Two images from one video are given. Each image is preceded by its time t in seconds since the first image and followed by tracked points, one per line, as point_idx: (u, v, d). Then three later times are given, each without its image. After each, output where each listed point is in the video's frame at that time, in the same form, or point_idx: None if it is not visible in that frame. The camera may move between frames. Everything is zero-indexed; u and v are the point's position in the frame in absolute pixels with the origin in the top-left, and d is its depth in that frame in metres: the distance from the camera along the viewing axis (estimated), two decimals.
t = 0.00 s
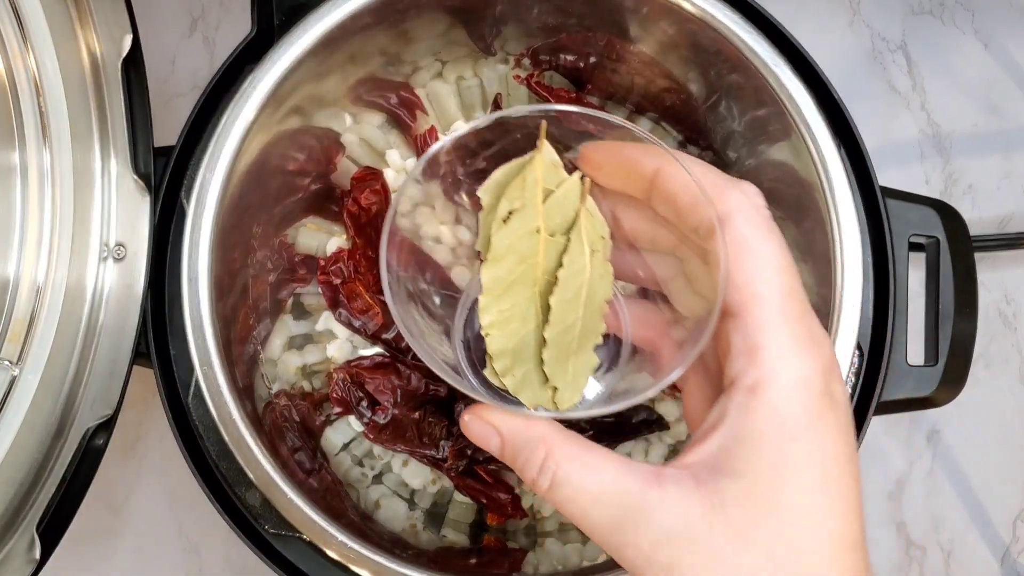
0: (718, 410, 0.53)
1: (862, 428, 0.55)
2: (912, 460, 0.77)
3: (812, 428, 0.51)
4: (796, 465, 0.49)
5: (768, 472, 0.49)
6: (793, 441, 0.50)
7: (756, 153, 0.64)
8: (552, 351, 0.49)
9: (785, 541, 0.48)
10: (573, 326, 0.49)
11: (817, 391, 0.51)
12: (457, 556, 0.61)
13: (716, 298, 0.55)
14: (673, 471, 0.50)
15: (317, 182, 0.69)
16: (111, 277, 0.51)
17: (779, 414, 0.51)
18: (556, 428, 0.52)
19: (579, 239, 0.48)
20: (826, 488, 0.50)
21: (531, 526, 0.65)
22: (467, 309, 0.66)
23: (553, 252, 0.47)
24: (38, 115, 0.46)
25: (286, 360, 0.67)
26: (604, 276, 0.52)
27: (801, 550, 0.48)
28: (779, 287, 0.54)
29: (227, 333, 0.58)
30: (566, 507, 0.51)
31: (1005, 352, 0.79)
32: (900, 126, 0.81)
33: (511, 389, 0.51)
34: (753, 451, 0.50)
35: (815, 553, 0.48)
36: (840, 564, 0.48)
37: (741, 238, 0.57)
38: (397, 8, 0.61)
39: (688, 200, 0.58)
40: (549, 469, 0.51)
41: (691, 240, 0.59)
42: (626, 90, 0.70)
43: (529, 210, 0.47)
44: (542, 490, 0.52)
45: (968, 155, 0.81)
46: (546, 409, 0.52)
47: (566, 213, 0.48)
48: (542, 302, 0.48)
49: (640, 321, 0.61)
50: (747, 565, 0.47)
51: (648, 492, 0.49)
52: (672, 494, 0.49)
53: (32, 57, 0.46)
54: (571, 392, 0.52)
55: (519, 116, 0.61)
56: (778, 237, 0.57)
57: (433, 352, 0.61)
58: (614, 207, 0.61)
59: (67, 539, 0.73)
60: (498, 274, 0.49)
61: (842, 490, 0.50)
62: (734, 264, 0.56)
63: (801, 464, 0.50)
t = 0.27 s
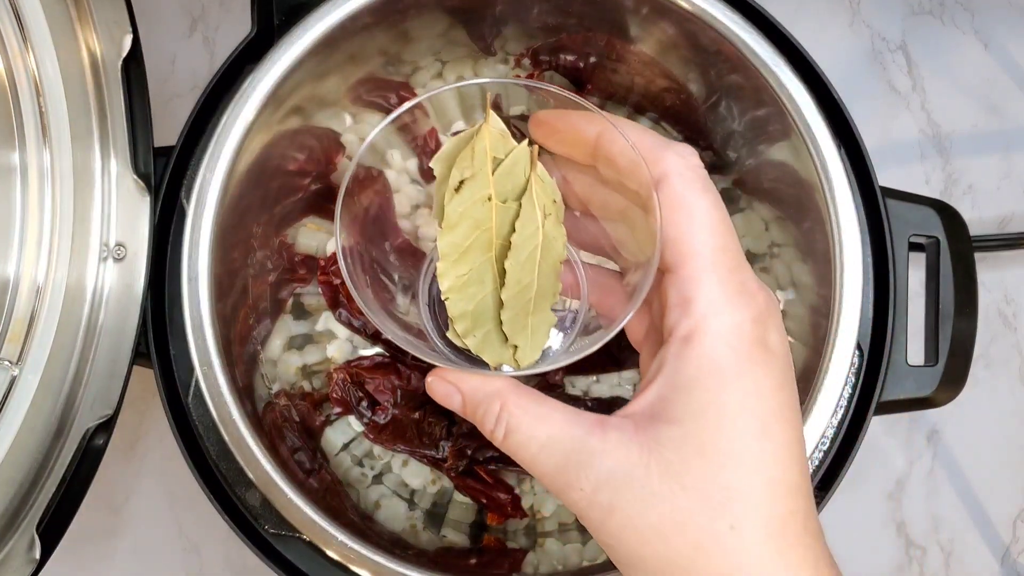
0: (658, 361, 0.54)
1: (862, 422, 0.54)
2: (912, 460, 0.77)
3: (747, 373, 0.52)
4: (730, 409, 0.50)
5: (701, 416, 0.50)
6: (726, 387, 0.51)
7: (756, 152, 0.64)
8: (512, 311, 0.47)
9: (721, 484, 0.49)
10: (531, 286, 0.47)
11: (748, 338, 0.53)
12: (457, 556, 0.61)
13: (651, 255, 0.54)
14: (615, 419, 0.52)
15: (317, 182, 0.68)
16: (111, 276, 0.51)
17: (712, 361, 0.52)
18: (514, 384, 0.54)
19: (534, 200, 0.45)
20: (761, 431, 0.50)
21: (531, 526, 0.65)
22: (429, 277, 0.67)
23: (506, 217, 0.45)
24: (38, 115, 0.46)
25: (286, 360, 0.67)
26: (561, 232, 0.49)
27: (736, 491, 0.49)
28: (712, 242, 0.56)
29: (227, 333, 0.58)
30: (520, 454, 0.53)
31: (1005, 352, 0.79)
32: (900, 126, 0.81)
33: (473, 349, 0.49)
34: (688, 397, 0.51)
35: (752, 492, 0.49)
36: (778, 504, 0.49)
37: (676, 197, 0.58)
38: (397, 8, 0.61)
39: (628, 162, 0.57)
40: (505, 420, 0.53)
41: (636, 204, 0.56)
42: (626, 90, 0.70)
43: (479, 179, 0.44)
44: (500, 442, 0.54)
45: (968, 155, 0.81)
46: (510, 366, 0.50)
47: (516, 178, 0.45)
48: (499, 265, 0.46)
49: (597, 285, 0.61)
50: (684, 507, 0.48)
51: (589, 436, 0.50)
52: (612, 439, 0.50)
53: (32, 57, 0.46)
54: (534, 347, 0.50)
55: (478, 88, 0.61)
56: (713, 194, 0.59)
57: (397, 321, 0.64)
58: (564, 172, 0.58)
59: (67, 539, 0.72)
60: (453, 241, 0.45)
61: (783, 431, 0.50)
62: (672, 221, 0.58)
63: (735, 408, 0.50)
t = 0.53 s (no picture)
0: (643, 353, 0.54)
1: (862, 425, 0.54)
2: (912, 460, 0.77)
3: (732, 366, 0.52)
4: (713, 402, 0.50)
5: (684, 409, 0.50)
6: (711, 380, 0.51)
7: (757, 152, 0.64)
8: (501, 304, 0.46)
9: (702, 476, 0.49)
10: (520, 280, 0.46)
11: (733, 332, 0.53)
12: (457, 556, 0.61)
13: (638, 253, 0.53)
14: (600, 411, 0.52)
15: (318, 182, 0.68)
16: (111, 276, 0.51)
17: (696, 355, 0.52)
18: (505, 375, 0.55)
19: (523, 195, 0.45)
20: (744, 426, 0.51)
21: (531, 526, 0.65)
22: (418, 265, 0.66)
23: (495, 212, 0.44)
24: (38, 114, 0.46)
25: (286, 360, 0.67)
26: (549, 227, 0.49)
27: (718, 483, 0.49)
28: (699, 235, 0.56)
29: (227, 333, 0.58)
30: (507, 444, 0.53)
31: (1005, 352, 0.79)
32: (900, 126, 0.81)
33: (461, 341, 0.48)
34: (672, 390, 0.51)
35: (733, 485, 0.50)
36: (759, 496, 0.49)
37: (663, 192, 0.57)
38: (397, 8, 0.61)
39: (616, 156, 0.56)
40: (493, 411, 0.53)
41: (622, 200, 0.56)
42: (626, 90, 0.70)
43: (470, 174, 0.44)
44: (488, 432, 0.54)
45: (968, 156, 0.81)
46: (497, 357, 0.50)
47: (505, 174, 0.45)
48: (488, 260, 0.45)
49: (583, 278, 0.60)
50: (667, 497, 0.49)
51: (575, 428, 0.51)
52: (597, 430, 0.50)
53: (32, 57, 0.46)
54: (521, 338, 0.50)
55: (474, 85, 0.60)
56: (699, 189, 0.58)
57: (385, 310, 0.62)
58: (552, 168, 0.59)
59: (67, 539, 0.72)
60: (443, 236, 0.44)
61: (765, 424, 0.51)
62: (659, 217, 0.57)
63: (718, 401, 0.51)
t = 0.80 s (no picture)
0: (637, 361, 0.54)
1: (861, 426, 0.54)
2: (911, 460, 0.77)
3: (725, 374, 0.52)
4: (705, 411, 0.51)
5: (676, 417, 0.50)
6: (703, 389, 0.51)
7: (756, 152, 0.64)
8: (497, 308, 0.46)
9: (692, 484, 0.49)
10: (515, 283, 0.47)
11: (725, 341, 0.53)
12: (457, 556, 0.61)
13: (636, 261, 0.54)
14: (593, 417, 0.52)
15: (317, 182, 0.68)
16: (111, 276, 0.51)
17: (689, 363, 0.52)
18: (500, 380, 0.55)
19: (520, 199, 0.45)
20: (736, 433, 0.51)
21: (531, 526, 0.65)
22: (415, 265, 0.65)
23: (492, 216, 0.44)
24: (38, 115, 0.46)
25: (286, 360, 0.67)
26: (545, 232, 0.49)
27: (708, 492, 0.49)
28: (694, 244, 0.56)
29: (227, 333, 0.58)
30: (499, 448, 0.54)
31: (1005, 352, 0.79)
32: (900, 126, 0.81)
33: (456, 343, 0.49)
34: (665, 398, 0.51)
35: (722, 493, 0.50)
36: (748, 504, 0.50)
37: (660, 202, 0.57)
38: (397, 8, 0.61)
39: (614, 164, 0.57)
40: (486, 416, 0.53)
41: (618, 207, 0.57)
42: (626, 90, 0.70)
43: (468, 178, 0.43)
44: (482, 436, 0.55)
45: (968, 156, 0.81)
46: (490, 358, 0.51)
47: (502, 178, 0.45)
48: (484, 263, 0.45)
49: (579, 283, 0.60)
50: (656, 504, 0.49)
51: (567, 434, 0.51)
52: (589, 437, 0.50)
53: (32, 57, 0.46)
54: (516, 340, 0.50)
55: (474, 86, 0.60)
56: (695, 198, 0.58)
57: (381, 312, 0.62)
58: (550, 171, 0.59)
59: (67, 539, 0.72)
60: (439, 240, 0.43)
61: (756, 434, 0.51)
62: (653, 225, 0.57)
63: (711, 410, 0.51)
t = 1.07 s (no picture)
0: (647, 358, 0.54)
1: (861, 426, 0.54)
2: (911, 460, 0.77)
3: (736, 372, 0.52)
4: (716, 409, 0.50)
5: (687, 414, 0.50)
6: (714, 387, 0.51)
7: (757, 152, 0.64)
8: (505, 303, 0.46)
9: (702, 482, 0.49)
10: (525, 279, 0.46)
11: (737, 340, 0.53)
12: (457, 556, 0.61)
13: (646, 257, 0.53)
14: (603, 414, 0.52)
15: (317, 182, 0.68)
16: (111, 277, 0.51)
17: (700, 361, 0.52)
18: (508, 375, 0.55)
19: (531, 195, 0.45)
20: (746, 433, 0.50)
21: (531, 526, 0.65)
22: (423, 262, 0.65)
23: (502, 212, 0.44)
24: (38, 115, 0.46)
25: (286, 360, 0.67)
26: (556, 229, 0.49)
27: (717, 490, 0.49)
28: (705, 243, 0.56)
29: (227, 334, 0.58)
30: (508, 444, 0.53)
31: (1005, 352, 0.79)
32: (900, 126, 0.81)
33: (464, 338, 0.48)
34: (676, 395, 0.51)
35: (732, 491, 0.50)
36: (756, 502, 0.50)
37: (672, 199, 0.58)
38: (397, 8, 0.61)
39: (626, 161, 0.56)
40: (494, 412, 0.53)
41: (629, 204, 0.57)
42: (625, 90, 0.70)
43: (479, 172, 0.43)
44: (489, 432, 0.54)
45: (968, 156, 0.81)
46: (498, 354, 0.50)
47: (513, 174, 0.45)
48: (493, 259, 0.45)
49: (587, 282, 0.60)
50: (666, 502, 0.49)
51: (577, 431, 0.50)
52: (598, 433, 0.50)
53: (32, 58, 0.46)
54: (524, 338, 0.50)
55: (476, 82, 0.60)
56: (707, 197, 0.58)
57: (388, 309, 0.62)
58: (560, 168, 0.58)
59: (67, 539, 0.72)
60: (449, 234, 0.44)
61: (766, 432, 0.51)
62: (665, 221, 0.57)
63: (721, 408, 0.51)
